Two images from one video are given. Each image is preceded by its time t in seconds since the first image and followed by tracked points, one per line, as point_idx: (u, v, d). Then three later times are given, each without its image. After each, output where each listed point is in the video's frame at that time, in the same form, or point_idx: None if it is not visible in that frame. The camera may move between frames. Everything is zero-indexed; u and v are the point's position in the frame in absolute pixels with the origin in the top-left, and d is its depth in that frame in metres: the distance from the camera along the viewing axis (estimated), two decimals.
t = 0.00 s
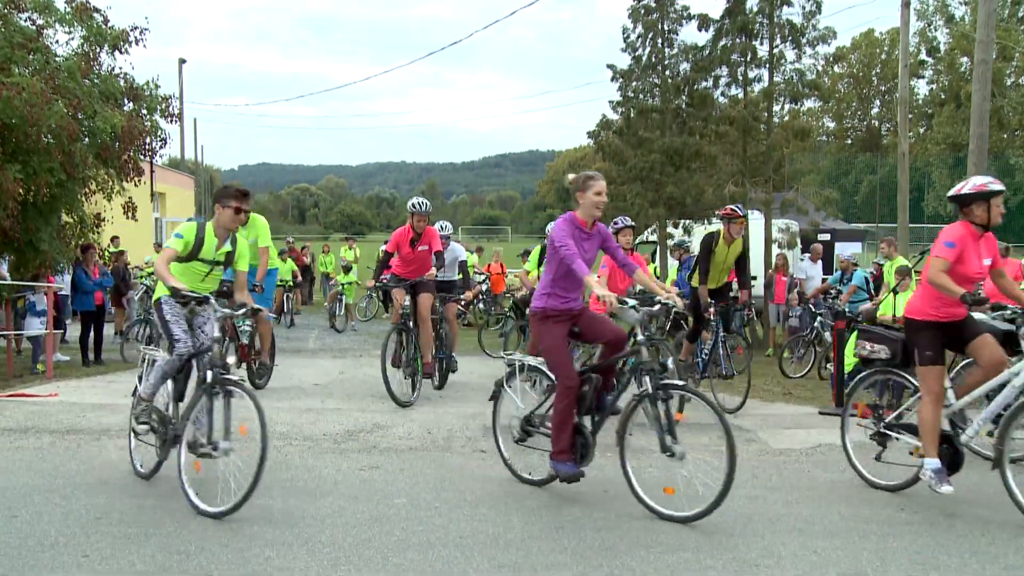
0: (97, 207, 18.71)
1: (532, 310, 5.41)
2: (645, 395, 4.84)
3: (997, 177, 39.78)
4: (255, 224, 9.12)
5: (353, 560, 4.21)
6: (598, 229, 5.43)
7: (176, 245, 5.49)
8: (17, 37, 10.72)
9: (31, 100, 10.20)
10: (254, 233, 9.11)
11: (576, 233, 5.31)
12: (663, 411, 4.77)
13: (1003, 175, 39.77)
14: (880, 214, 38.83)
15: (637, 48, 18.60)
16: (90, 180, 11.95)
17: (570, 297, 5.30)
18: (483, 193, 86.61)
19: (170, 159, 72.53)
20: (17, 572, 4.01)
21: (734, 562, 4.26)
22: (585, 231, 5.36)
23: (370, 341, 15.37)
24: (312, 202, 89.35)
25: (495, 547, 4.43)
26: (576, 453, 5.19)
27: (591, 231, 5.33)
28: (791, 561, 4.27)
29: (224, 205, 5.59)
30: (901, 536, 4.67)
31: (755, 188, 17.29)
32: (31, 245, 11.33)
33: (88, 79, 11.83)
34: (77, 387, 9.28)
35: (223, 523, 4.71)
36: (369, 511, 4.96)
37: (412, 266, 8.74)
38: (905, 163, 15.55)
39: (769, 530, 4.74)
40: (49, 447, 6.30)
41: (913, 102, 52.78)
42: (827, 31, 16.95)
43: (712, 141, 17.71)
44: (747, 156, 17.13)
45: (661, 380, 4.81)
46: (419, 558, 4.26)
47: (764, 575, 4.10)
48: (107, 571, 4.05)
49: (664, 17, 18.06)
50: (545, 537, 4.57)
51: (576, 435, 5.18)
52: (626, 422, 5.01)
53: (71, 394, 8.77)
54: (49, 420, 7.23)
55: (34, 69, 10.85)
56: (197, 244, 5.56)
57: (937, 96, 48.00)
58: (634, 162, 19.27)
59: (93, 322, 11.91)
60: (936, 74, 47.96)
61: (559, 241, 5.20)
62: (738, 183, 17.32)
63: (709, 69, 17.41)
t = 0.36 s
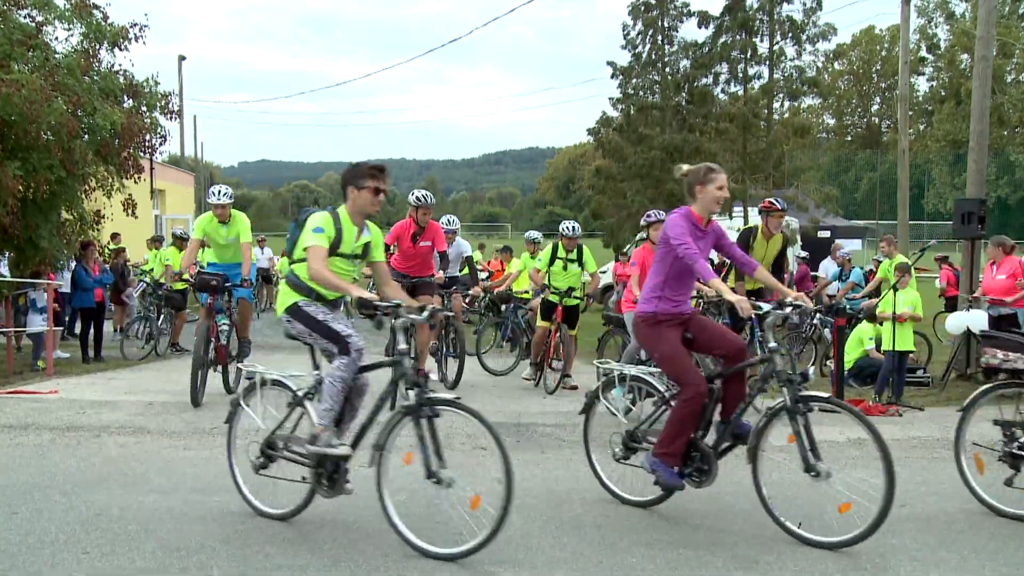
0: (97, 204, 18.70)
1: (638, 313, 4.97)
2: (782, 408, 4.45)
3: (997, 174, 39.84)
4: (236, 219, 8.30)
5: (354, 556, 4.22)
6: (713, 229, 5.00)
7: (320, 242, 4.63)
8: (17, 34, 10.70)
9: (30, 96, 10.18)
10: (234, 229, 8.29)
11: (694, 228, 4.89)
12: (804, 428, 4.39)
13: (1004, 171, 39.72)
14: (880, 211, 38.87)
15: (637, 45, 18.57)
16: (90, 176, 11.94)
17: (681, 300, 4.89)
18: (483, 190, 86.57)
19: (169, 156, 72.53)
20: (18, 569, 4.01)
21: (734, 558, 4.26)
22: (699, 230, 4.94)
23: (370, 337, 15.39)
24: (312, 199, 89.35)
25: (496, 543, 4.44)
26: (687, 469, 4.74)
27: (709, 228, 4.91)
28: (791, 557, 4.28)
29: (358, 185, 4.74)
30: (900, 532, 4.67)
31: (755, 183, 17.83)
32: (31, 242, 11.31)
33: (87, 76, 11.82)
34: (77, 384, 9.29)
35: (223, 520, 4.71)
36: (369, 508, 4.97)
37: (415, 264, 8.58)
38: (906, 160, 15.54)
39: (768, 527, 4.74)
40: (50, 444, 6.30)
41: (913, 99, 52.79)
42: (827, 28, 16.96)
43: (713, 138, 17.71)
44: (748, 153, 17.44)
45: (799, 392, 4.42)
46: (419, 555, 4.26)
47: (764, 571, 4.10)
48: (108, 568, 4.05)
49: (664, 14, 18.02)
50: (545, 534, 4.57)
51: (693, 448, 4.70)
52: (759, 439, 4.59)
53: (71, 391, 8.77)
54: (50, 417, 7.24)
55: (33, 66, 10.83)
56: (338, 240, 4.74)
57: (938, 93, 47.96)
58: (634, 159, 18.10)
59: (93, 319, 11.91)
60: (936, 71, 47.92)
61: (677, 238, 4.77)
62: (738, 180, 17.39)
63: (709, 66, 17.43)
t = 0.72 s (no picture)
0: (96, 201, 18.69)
1: (774, 318, 4.60)
2: (951, 428, 3.99)
3: (997, 171, 39.85)
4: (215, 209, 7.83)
5: (353, 554, 4.22)
6: (858, 224, 4.62)
7: (570, 244, 3.87)
8: (17, 31, 10.67)
9: (30, 94, 10.16)
10: (214, 219, 7.81)
11: (837, 227, 4.53)
12: (976, 450, 3.93)
13: (1004, 169, 39.68)
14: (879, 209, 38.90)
15: (637, 42, 18.55)
16: (90, 174, 11.94)
17: (823, 304, 4.51)
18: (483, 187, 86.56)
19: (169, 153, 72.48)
20: (18, 567, 4.02)
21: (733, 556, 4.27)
22: (846, 226, 4.56)
23: (370, 335, 15.39)
24: (312, 196, 89.37)
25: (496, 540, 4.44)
26: (831, 483, 4.21)
27: (856, 226, 4.56)
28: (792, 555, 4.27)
29: (614, 171, 4.11)
30: (901, 531, 4.67)
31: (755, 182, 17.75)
32: (31, 240, 11.31)
33: (88, 73, 11.83)
34: (78, 381, 9.28)
35: (223, 518, 4.71)
36: (369, 505, 4.97)
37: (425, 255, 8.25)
38: (906, 157, 15.47)
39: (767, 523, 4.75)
40: (50, 441, 6.31)
41: (913, 96, 52.78)
42: (827, 25, 16.95)
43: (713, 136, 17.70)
44: (747, 151, 17.47)
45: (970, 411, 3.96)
46: (419, 552, 4.26)
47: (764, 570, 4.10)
48: (108, 566, 4.05)
49: (664, 11, 17.95)
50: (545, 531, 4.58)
51: (839, 466, 4.24)
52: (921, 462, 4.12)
53: (71, 388, 8.78)
54: (49, 415, 7.24)
55: (33, 63, 10.80)
56: (594, 236, 3.98)
57: (938, 90, 47.92)
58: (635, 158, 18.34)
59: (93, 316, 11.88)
60: (936, 68, 47.87)
61: (821, 237, 4.41)
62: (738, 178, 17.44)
63: (709, 64, 17.43)
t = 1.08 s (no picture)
0: (97, 199, 18.69)
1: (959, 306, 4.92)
2: None
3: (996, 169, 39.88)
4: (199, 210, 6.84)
5: (353, 551, 4.23)
6: None
7: (983, 248, 2.98)
8: (16, 29, 10.65)
9: (30, 92, 10.15)
10: (196, 221, 6.81)
11: None
12: None
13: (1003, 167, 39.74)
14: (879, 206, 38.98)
15: (637, 40, 18.52)
16: (91, 172, 11.94)
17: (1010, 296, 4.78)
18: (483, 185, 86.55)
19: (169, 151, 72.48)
20: (18, 564, 4.02)
21: (733, 553, 4.27)
22: None
23: (371, 332, 15.40)
24: (312, 194, 89.39)
25: (497, 538, 4.45)
26: None
27: None
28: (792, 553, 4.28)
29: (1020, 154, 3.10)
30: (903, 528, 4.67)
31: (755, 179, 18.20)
32: (31, 238, 11.31)
33: (87, 71, 11.83)
34: (78, 379, 9.27)
35: (223, 515, 4.72)
36: (369, 503, 4.97)
37: (448, 253, 7.70)
38: (907, 155, 15.42)
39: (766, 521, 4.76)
40: (50, 439, 6.31)
41: (913, 94, 52.80)
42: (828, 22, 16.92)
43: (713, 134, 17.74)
44: (748, 148, 18.05)
45: None
46: (419, 550, 4.26)
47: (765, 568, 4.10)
48: (108, 563, 4.06)
49: (664, 8, 17.89)
50: (545, 529, 4.58)
51: None
52: None
53: (71, 386, 8.78)
54: (50, 412, 7.24)
55: (33, 61, 10.78)
56: (1002, 237, 3.09)
57: (938, 88, 47.95)
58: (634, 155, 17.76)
59: (93, 315, 11.87)
60: (936, 66, 47.89)
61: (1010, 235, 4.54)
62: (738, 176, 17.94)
63: (710, 62, 17.40)
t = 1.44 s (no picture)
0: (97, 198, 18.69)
1: None
2: None
3: (997, 167, 39.93)
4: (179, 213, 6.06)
5: (353, 550, 4.23)
6: None
7: None
8: (16, 27, 10.64)
9: (30, 90, 10.14)
10: (175, 225, 6.02)
11: None
12: None
13: (1004, 165, 39.79)
14: (879, 204, 39.04)
15: (637, 38, 18.50)
16: (90, 171, 11.94)
17: None
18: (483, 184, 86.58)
19: (169, 149, 72.50)
20: (18, 563, 4.02)
21: (733, 552, 4.27)
22: None
23: (370, 331, 15.39)
24: (312, 192, 89.44)
25: (496, 536, 4.45)
26: None
27: None
28: (791, 551, 4.28)
29: None
30: (903, 526, 4.67)
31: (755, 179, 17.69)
32: (31, 237, 11.31)
33: (87, 70, 11.84)
34: (78, 378, 9.28)
35: (223, 514, 4.72)
36: (369, 501, 4.97)
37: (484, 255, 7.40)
38: (907, 153, 15.37)
39: (767, 520, 4.76)
40: (50, 438, 6.31)
41: (914, 93, 52.80)
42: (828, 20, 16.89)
43: (713, 132, 17.60)
44: (748, 146, 17.52)
45: None
46: (419, 549, 4.27)
47: (764, 565, 4.10)
48: (108, 562, 4.06)
49: (664, 7, 17.86)
50: (545, 528, 4.58)
51: None
52: None
53: (71, 385, 8.78)
54: (50, 411, 7.24)
55: (33, 59, 10.77)
56: None
57: (938, 86, 47.99)
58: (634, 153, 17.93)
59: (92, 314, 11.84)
60: (936, 64, 47.92)
61: None
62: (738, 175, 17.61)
63: (710, 60, 17.39)
